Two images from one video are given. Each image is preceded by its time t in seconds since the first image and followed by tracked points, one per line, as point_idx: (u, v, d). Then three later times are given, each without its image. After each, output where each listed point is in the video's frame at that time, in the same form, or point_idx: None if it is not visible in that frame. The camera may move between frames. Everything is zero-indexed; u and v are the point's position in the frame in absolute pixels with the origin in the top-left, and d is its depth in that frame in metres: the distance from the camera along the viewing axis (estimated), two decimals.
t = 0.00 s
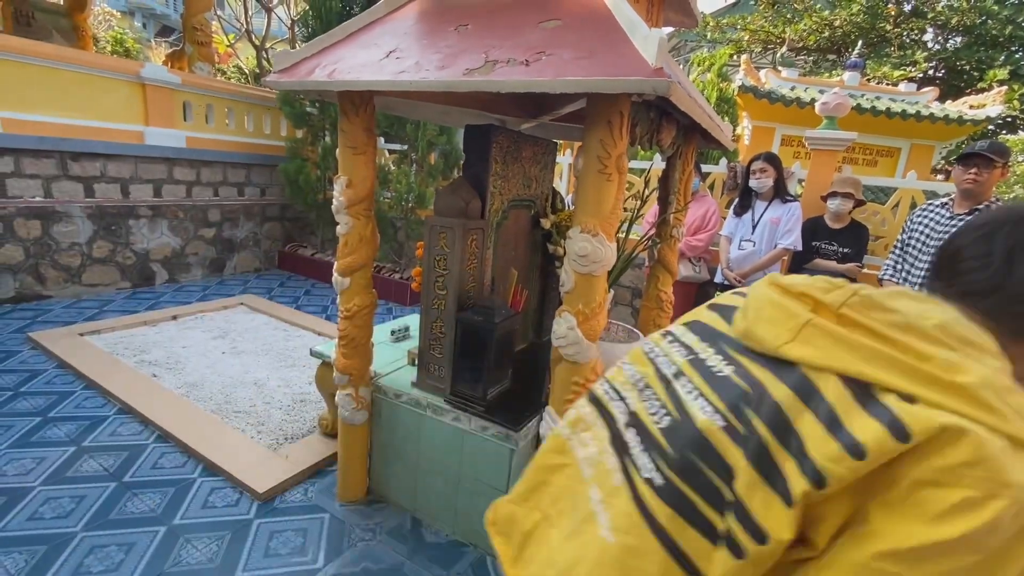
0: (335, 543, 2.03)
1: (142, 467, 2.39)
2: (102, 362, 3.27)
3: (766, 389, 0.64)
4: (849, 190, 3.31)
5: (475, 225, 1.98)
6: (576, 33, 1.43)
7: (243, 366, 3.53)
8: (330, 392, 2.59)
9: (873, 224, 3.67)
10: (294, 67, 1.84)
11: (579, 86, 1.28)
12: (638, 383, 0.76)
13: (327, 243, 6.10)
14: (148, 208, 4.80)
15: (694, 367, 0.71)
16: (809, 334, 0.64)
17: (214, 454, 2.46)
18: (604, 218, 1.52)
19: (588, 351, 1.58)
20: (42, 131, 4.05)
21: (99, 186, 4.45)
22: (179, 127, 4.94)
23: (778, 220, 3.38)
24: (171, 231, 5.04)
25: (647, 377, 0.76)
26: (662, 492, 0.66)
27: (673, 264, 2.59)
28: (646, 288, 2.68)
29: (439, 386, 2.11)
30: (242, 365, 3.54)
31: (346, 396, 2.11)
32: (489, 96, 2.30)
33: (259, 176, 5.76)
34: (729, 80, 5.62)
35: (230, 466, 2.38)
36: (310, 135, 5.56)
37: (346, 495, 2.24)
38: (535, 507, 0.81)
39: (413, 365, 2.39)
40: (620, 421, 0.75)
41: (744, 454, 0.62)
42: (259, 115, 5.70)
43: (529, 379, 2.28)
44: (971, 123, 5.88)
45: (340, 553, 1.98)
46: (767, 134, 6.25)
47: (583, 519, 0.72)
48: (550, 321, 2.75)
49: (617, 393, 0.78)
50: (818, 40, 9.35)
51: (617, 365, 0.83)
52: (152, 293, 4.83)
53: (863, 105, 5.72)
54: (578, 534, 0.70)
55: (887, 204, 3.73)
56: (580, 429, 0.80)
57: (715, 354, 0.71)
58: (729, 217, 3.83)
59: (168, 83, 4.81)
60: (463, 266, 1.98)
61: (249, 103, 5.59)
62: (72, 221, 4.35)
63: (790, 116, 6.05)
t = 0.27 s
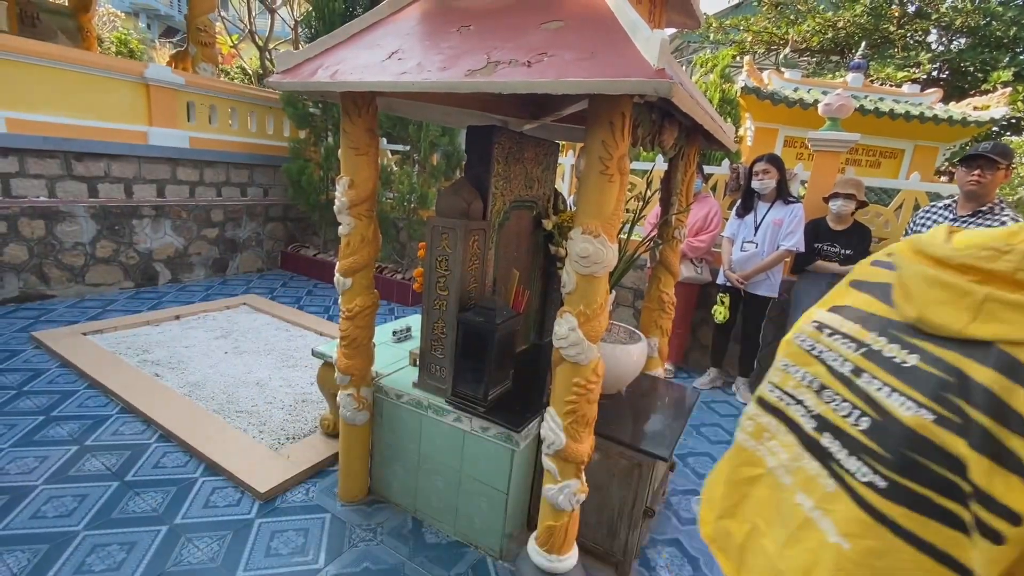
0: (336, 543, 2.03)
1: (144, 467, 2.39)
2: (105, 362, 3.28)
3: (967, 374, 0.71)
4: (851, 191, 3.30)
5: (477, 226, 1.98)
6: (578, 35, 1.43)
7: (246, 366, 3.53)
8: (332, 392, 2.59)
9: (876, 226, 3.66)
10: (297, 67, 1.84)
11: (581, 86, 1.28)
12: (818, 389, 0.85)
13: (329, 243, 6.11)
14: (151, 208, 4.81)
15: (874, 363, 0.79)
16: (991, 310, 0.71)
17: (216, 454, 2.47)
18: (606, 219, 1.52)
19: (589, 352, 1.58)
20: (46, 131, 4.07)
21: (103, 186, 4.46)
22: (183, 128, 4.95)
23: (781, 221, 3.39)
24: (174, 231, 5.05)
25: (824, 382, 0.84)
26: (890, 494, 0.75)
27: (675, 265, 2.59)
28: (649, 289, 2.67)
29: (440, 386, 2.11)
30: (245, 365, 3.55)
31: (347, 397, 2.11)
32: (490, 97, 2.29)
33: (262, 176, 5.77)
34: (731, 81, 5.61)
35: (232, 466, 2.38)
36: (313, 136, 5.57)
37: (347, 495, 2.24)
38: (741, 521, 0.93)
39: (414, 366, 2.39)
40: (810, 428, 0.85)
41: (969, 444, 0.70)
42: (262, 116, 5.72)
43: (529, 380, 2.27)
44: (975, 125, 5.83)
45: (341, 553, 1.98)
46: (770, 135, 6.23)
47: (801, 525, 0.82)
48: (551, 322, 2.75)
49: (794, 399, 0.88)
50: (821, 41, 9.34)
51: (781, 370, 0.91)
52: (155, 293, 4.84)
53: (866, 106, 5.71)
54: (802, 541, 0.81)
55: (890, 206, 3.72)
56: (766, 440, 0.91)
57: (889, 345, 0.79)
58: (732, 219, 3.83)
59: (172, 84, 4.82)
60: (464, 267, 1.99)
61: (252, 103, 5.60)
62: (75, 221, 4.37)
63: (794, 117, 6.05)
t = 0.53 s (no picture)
0: (336, 543, 2.03)
1: (145, 466, 2.40)
2: (107, 361, 3.28)
3: None
4: (852, 192, 3.30)
5: (477, 226, 1.99)
6: (579, 35, 1.43)
7: (247, 366, 3.54)
8: (332, 392, 2.59)
9: (877, 226, 3.65)
10: (298, 68, 1.85)
11: (581, 87, 1.28)
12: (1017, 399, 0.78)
13: (331, 243, 6.11)
14: (153, 208, 4.82)
15: None
16: None
17: (217, 453, 2.47)
18: (607, 219, 1.52)
19: (589, 352, 1.58)
20: (49, 131, 4.08)
21: (105, 186, 4.47)
22: (184, 128, 4.97)
23: (782, 222, 3.40)
24: (175, 231, 5.06)
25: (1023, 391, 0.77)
26: None
27: (675, 266, 2.59)
28: (649, 290, 2.67)
29: (441, 386, 2.11)
30: (246, 365, 3.55)
31: (348, 397, 2.12)
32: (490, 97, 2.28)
33: (263, 177, 5.79)
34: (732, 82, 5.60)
35: (233, 465, 2.39)
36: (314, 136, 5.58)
37: (347, 495, 2.24)
38: (929, 535, 0.84)
39: (414, 366, 2.39)
40: (1019, 442, 0.75)
41: None
42: (264, 116, 5.73)
43: (529, 381, 2.27)
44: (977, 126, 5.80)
45: (341, 553, 1.98)
46: (772, 136, 6.23)
47: None
48: (551, 323, 2.75)
49: (981, 411, 0.81)
50: (823, 42, 9.34)
51: (954, 382, 0.84)
52: (156, 293, 4.85)
53: (867, 107, 5.71)
54: None
55: (891, 207, 3.71)
56: (948, 453, 0.82)
57: None
58: (733, 219, 3.83)
59: (173, 84, 4.84)
60: (465, 268, 1.99)
61: (254, 104, 5.62)
62: (77, 221, 4.38)
63: (795, 118, 6.05)
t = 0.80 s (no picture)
0: (337, 543, 2.03)
1: (146, 466, 2.40)
2: (108, 361, 3.29)
3: None
4: (853, 193, 3.29)
5: (478, 227, 1.99)
6: (580, 36, 1.44)
7: (247, 367, 3.54)
8: (333, 393, 2.60)
9: (878, 227, 3.65)
10: (299, 69, 1.85)
11: (582, 88, 1.28)
12: None
13: (332, 243, 6.12)
14: (154, 208, 4.82)
15: None
16: None
17: (218, 453, 2.47)
18: (607, 220, 1.52)
19: (590, 353, 1.58)
20: (50, 132, 4.08)
21: (106, 186, 4.48)
22: (186, 128, 4.98)
23: (783, 223, 3.39)
24: (176, 231, 5.07)
25: None
26: None
27: (676, 266, 2.59)
28: (650, 290, 2.67)
29: (441, 387, 2.11)
30: (247, 365, 3.55)
31: (349, 397, 2.12)
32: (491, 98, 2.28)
33: (264, 177, 5.80)
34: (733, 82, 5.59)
35: (234, 465, 2.39)
36: (315, 137, 5.58)
37: (348, 496, 2.24)
38: None
39: (415, 366, 2.39)
40: None
41: None
42: (264, 117, 5.74)
43: (530, 381, 2.27)
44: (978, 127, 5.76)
45: (342, 554, 1.98)
46: (772, 136, 6.22)
47: None
48: (552, 324, 2.75)
49: None
50: (823, 42, 9.34)
51: None
52: (157, 293, 4.86)
53: (868, 108, 5.71)
54: None
55: (892, 208, 3.71)
56: None
57: None
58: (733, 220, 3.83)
59: (174, 85, 4.84)
60: (466, 268, 1.99)
61: (254, 104, 5.62)
62: (78, 222, 4.38)
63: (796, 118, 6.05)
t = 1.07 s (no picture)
0: (338, 544, 2.03)
1: (147, 467, 2.40)
2: (109, 362, 3.29)
3: None
4: (854, 194, 3.30)
5: (479, 228, 1.99)
6: (580, 36, 1.44)
7: (248, 367, 3.54)
8: (333, 394, 2.59)
9: (879, 228, 3.65)
10: (299, 69, 1.85)
11: (583, 89, 1.28)
12: None
13: (332, 244, 6.12)
14: (155, 209, 4.82)
15: None
16: None
17: (218, 454, 2.47)
18: (608, 221, 1.52)
19: (591, 353, 1.58)
20: (50, 132, 4.08)
21: (107, 187, 4.49)
22: (186, 129, 4.98)
23: (783, 224, 3.39)
24: (177, 232, 5.07)
25: None
26: None
27: (676, 267, 2.59)
28: (650, 291, 2.68)
29: (441, 388, 2.11)
30: (247, 366, 3.55)
31: (349, 398, 2.12)
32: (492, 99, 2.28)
33: (265, 178, 5.80)
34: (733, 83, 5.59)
35: (235, 466, 2.39)
36: (316, 137, 5.58)
37: (348, 497, 2.24)
38: None
39: (415, 367, 2.39)
40: None
41: None
42: (265, 117, 5.74)
43: (530, 382, 2.27)
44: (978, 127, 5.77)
45: (342, 555, 1.98)
46: (772, 137, 6.22)
47: None
48: (553, 324, 2.75)
49: None
50: (824, 43, 9.35)
51: None
52: (158, 294, 4.86)
53: (868, 109, 5.71)
54: None
55: (892, 208, 3.71)
56: None
57: None
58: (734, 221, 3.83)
59: (175, 85, 4.85)
60: (466, 269, 1.99)
61: (255, 105, 5.62)
62: (79, 222, 4.38)
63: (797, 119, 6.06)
